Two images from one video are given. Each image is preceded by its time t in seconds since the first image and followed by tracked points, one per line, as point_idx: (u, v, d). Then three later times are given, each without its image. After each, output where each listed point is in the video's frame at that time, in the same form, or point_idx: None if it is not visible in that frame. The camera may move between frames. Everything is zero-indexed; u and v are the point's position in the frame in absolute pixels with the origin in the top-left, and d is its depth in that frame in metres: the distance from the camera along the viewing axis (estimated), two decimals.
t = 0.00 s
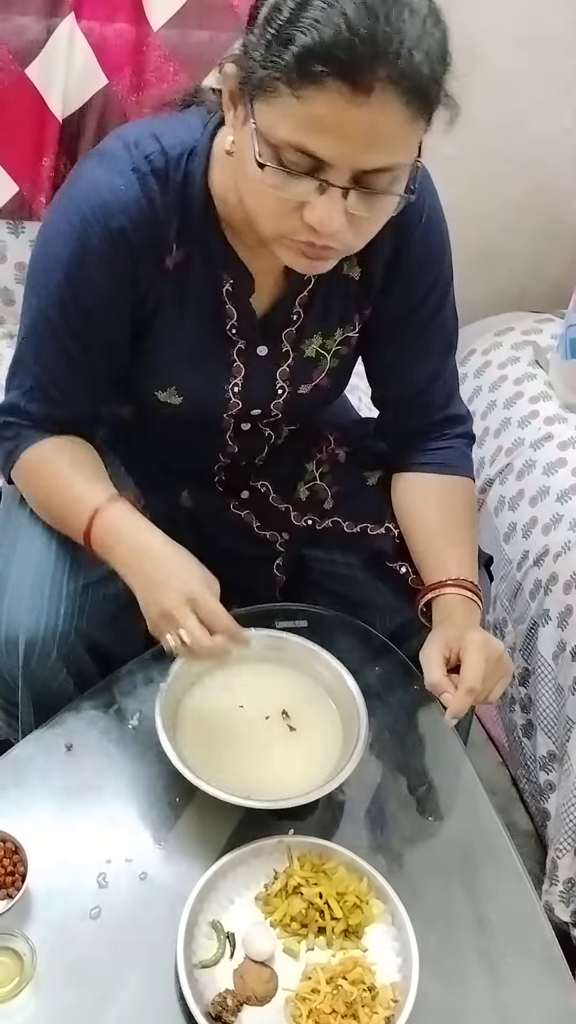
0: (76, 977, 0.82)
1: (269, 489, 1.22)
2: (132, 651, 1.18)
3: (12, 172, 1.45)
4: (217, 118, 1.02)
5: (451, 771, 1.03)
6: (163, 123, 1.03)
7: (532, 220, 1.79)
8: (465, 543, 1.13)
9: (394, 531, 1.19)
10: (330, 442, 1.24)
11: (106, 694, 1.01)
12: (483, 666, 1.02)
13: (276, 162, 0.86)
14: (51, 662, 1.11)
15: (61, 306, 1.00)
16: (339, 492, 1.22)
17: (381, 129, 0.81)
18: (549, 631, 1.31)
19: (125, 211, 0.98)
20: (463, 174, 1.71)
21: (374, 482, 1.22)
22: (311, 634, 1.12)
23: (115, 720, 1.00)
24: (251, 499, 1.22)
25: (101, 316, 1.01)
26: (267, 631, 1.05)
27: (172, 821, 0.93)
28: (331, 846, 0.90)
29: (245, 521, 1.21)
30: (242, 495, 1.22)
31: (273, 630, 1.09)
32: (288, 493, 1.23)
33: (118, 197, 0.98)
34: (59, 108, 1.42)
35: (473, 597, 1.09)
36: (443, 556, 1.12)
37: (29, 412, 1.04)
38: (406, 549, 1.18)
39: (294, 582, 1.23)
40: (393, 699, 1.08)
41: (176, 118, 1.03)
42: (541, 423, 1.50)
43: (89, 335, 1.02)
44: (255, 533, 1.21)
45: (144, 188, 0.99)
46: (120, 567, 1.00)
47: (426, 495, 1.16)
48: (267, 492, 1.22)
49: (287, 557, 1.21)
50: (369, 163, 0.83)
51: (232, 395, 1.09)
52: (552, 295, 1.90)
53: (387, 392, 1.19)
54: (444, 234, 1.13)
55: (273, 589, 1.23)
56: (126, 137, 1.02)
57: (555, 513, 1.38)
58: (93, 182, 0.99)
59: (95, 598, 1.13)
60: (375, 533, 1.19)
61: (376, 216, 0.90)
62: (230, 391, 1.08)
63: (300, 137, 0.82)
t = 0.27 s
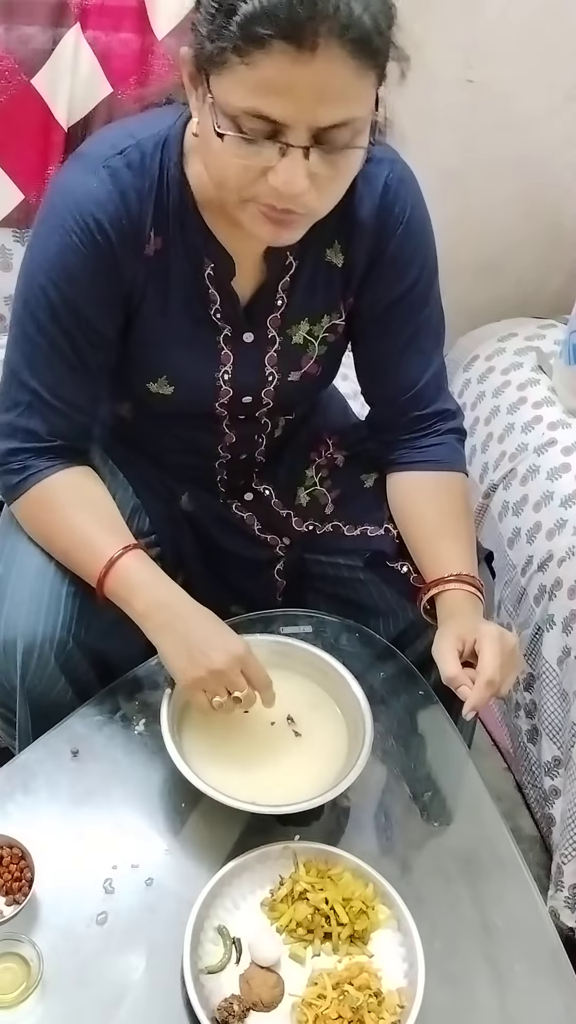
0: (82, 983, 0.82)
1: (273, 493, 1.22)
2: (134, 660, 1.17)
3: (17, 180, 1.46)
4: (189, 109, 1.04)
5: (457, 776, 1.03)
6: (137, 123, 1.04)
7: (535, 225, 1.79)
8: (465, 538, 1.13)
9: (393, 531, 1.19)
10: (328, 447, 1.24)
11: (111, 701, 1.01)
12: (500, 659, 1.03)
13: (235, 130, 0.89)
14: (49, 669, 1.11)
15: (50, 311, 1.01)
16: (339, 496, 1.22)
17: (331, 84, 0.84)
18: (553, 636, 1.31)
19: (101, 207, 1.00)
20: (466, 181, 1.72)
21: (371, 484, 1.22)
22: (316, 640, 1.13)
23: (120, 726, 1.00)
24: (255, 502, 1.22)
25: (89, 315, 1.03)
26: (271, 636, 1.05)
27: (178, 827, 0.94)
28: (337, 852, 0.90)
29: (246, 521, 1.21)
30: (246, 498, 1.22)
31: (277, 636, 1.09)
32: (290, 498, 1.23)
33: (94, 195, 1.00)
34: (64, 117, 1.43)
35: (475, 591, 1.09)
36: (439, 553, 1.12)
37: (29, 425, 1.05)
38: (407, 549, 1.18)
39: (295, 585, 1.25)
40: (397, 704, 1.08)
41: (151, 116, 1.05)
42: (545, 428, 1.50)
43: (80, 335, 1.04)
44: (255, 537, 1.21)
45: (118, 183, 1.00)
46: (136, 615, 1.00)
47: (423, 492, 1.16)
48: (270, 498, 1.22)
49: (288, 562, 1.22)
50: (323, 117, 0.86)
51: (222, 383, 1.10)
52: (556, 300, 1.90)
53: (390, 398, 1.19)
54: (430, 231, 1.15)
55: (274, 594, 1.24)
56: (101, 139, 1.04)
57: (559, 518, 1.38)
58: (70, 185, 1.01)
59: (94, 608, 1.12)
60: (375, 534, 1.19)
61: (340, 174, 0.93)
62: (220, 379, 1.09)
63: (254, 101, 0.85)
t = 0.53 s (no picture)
0: (91, 993, 0.82)
1: (284, 498, 1.23)
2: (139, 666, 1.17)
3: (24, 189, 1.45)
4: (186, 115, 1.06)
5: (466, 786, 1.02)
6: (136, 130, 1.07)
7: (541, 233, 1.79)
8: (476, 537, 1.13)
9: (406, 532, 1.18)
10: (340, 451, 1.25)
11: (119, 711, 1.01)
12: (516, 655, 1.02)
13: (215, 126, 0.90)
14: (52, 675, 1.10)
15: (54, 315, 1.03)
16: (352, 501, 1.22)
17: (300, 64, 0.85)
18: (561, 645, 1.31)
19: (102, 210, 1.02)
20: (471, 190, 1.72)
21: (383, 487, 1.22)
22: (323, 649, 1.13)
23: (128, 735, 1.00)
24: (266, 505, 1.23)
25: (92, 318, 1.04)
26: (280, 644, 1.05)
27: (187, 836, 0.93)
28: (346, 861, 0.90)
29: (257, 527, 1.22)
30: (256, 503, 1.23)
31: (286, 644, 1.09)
32: (302, 503, 1.23)
33: (94, 199, 1.02)
34: (72, 127, 1.44)
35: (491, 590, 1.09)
36: (448, 554, 1.11)
37: (33, 427, 1.06)
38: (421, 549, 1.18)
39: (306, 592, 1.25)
40: (405, 712, 1.08)
41: (149, 123, 1.08)
42: (552, 436, 1.50)
43: (83, 338, 1.05)
44: (267, 540, 1.22)
45: (118, 187, 1.03)
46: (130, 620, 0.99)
47: (432, 492, 1.15)
48: (281, 501, 1.23)
49: (300, 566, 1.22)
50: (299, 99, 0.87)
51: (229, 384, 1.10)
52: (562, 308, 1.90)
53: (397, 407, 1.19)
54: (431, 233, 1.14)
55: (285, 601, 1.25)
56: (101, 146, 1.06)
57: (566, 527, 1.38)
58: (70, 191, 1.03)
59: (99, 613, 1.12)
60: (388, 536, 1.18)
61: (326, 154, 0.93)
62: (226, 380, 1.10)
63: (229, 93, 0.86)
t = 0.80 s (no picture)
0: (97, 1001, 0.82)
1: (291, 504, 1.23)
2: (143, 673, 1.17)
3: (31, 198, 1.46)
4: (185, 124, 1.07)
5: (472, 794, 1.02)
6: (135, 139, 1.08)
7: (546, 242, 1.79)
8: (485, 540, 1.13)
9: (413, 538, 1.19)
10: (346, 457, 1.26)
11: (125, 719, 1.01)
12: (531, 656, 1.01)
13: (205, 141, 0.90)
14: (56, 683, 1.10)
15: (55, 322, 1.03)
16: (358, 507, 1.22)
17: (285, 76, 0.85)
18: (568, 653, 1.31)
19: (102, 218, 1.02)
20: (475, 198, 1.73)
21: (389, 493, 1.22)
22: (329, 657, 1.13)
23: (133, 743, 1.00)
24: (272, 511, 1.23)
25: (94, 325, 1.05)
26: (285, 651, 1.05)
27: (192, 844, 0.93)
28: (352, 869, 0.89)
29: (263, 532, 1.21)
30: (262, 509, 1.22)
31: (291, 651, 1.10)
32: (308, 509, 1.23)
33: (94, 207, 1.03)
34: (79, 137, 1.44)
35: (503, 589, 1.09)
36: (459, 556, 1.11)
37: (35, 434, 1.06)
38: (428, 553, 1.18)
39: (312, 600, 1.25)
40: (411, 719, 1.08)
41: (148, 132, 1.09)
42: (557, 444, 1.50)
43: (85, 345, 1.06)
44: (273, 547, 1.22)
45: (117, 195, 1.03)
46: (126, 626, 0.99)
47: (440, 496, 1.15)
48: (288, 507, 1.22)
49: (306, 572, 1.22)
50: (285, 111, 0.87)
51: (231, 391, 1.11)
52: (567, 316, 1.90)
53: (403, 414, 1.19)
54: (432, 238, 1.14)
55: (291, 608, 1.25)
56: (101, 156, 1.07)
57: (572, 535, 1.38)
58: (70, 200, 1.04)
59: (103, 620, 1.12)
60: (395, 541, 1.18)
61: (316, 164, 0.94)
62: (229, 386, 1.10)
63: (216, 107, 0.86)
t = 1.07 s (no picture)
0: (102, 1006, 0.82)
1: (294, 509, 1.23)
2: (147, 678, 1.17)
3: (36, 205, 1.47)
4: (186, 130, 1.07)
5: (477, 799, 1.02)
6: (136, 146, 1.08)
7: (549, 247, 1.80)
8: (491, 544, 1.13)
9: (416, 542, 1.18)
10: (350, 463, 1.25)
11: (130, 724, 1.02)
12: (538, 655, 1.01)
13: (205, 146, 0.91)
14: (61, 687, 1.10)
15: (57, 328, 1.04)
16: (362, 513, 1.22)
17: (286, 82, 0.85)
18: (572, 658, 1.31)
19: (103, 225, 1.03)
20: (479, 204, 1.73)
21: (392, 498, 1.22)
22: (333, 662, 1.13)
23: (138, 748, 1.00)
24: (276, 517, 1.23)
25: (96, 332, 1.05)
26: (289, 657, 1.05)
27: (197, 849, 0.93)
28: (357, 874, 0.89)
29: (266, 538, 1.22)
30: (267, 515, 1.23)
31: (295, 656, 1.10)
32: (312, 515, 1.24)
33: (95, 214, 1.03)
34: (85, 144, 1.45)
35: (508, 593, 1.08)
36: (465, 561, 1.11)
37: (38, 439, 1.07)
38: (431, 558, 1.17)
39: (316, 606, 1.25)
40: (416, 724, 1.08)
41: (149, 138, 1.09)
42: (561, 449, 1.50)
43: (87, 351, 1.06)
44: (277, 552, 1.22)
45: (118, 202, 1.04)
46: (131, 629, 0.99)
47: (445, 500, 1.16)
48: (291, 513, 1.23)
49: (310, 578, 1.23)
50: (285, 116, 0.87)
51: (234, 397, 1.11)
52: (570, 321, 1.90)
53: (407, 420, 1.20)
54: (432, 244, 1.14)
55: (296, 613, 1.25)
56: (102, 163, 1.08)
57: None
58: (72, 207, 1.05)
59: (108, 625, 1.12)
60: (399, 547, 1.18)
61: (315, 168, 0.94)
62: (231, 393, 1.11)
63: (217, 112, 0.87)
